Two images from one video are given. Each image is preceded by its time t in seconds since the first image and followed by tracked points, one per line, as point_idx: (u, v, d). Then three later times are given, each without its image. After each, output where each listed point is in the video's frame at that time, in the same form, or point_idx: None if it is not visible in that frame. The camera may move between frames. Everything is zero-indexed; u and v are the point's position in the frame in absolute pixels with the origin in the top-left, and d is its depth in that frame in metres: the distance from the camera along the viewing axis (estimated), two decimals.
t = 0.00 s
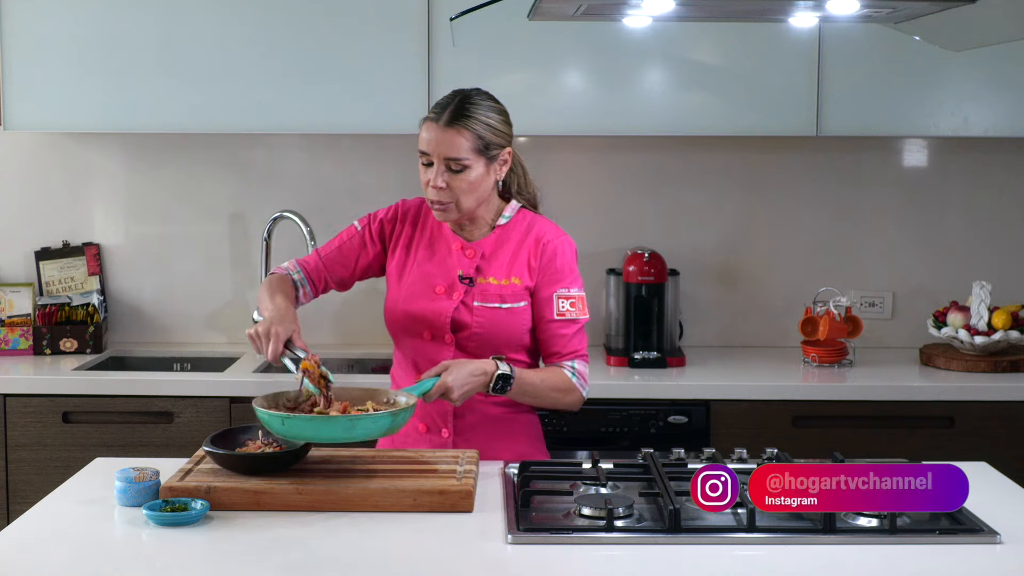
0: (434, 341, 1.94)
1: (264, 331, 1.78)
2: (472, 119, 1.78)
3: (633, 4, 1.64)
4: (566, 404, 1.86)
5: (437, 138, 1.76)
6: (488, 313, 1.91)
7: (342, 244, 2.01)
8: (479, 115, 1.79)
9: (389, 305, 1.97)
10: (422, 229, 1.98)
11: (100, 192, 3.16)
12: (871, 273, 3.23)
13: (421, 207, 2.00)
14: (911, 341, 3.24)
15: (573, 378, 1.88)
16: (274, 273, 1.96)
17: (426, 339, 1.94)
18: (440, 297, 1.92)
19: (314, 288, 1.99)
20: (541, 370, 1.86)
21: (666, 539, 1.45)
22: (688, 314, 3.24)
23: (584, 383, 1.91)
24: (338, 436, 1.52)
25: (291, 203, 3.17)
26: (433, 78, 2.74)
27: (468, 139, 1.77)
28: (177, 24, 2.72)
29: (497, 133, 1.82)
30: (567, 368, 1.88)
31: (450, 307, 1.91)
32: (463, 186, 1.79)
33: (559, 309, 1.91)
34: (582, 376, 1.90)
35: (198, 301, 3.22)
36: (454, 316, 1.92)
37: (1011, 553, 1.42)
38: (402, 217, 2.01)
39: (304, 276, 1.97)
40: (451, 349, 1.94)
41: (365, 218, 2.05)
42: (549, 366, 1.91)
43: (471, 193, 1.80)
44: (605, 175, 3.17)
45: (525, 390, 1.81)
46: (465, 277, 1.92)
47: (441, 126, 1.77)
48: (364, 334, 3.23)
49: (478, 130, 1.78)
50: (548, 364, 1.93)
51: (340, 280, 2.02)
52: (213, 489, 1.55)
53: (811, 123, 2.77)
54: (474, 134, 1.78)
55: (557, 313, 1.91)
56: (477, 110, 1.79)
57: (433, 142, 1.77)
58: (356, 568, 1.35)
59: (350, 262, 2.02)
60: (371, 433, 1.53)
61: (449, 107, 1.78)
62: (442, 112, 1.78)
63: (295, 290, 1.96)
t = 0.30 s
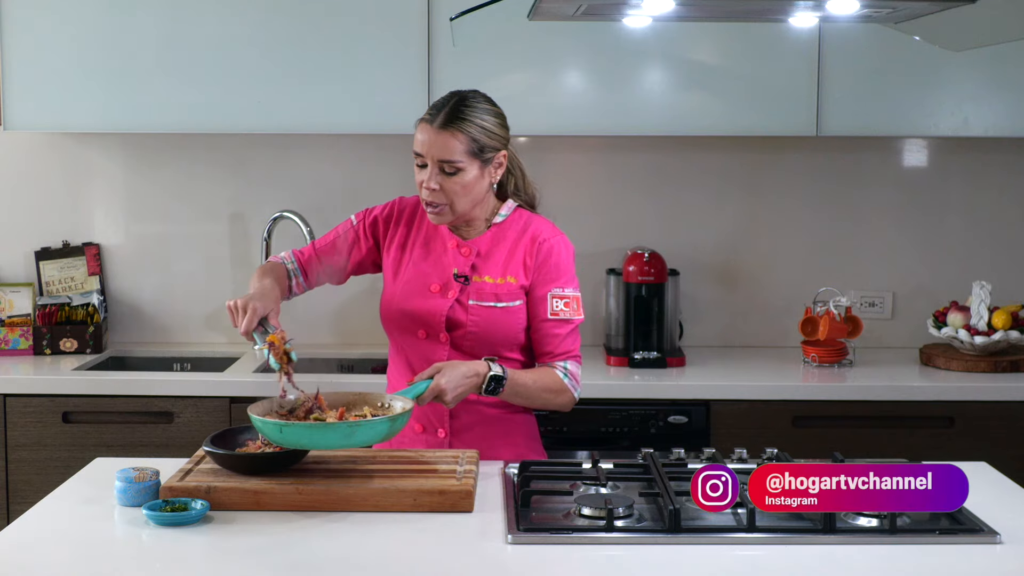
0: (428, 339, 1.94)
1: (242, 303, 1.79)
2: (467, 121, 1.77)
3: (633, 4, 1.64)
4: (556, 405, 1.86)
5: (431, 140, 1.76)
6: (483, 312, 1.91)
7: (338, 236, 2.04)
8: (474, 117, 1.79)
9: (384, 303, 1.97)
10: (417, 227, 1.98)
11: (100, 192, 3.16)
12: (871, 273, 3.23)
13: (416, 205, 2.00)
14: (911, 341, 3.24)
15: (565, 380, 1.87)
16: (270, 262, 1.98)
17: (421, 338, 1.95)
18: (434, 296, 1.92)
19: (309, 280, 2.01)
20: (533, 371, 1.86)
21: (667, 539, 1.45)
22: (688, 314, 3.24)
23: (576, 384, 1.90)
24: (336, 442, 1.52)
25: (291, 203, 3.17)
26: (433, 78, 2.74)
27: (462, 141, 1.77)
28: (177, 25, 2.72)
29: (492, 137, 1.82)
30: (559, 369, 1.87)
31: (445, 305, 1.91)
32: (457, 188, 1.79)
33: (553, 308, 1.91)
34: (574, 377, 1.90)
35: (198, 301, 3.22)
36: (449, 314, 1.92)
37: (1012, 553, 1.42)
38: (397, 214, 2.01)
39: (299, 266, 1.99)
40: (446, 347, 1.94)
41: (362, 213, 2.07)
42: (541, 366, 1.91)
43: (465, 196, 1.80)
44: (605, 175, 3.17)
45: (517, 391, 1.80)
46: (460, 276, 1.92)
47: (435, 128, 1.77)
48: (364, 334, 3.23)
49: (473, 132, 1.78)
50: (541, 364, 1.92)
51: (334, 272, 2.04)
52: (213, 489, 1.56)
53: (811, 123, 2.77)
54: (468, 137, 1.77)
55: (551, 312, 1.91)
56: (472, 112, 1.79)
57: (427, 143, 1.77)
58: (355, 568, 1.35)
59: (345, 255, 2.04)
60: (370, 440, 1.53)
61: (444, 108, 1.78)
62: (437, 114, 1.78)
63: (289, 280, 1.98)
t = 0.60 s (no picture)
0: (428, 340, 1.94)
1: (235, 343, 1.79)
2: (463, 123, 1.77)
3: (633, 4, 1.64)
4: (562, 405, 1.86)
5: (427, 142, 1.76)
6: (484, 313, 1.91)
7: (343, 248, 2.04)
8: (471, 119, 1.78)
9: (385, 305, 1.98)
10: (417, 229, 1.98)
11: (100, 192, 3.16)
12: (871, 273, 3.23)
13: (416, 206, 2.00)
14: (911, 341, 3.24)
15: (569, 379, 1.88)
16: (278, 282, 2.01)
17: (422, 338, 1.95)
18: (435, 297, 1.92)
19: (316, 294, 2.04)
20: (538, 372, 1.86)
21: (667, 539, 1.45)
22: (688, 314, 3.24)
23: (580, 383, 1.91)
24: (361, 463, 1.51)
25: (291, 203, 3.17)
26: (433, 77, 2.74)
27: (458, 143, 1.77)
28: (177, 24, 2.72)
29: (489, 138, 1.81)
30: (564, 369, 1.88)
31: (445, 307, 1.91)
32: (454, 190, 1.79)
33: (557, 308, 1.91)
34: (578, 377, 1.90)
35: (198, 301, 3.22)
36: (449, 315, 1.92)
37: (1011, 553, 1.42)
38: (396, 217, 2.01)
39: (306, 283, 2.02)
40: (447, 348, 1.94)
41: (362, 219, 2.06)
42: (545, 366, 1.91)
43: (462, 197, 1.80)
44: (605, 175, 3.17)
45: (523, 394, 1.80)
46: (460, 276, 1.92)
47: (431, 130, 1.76)
48: (364, 334, 3.23)
49: (469, 134, 1.78)
50: (545, 365, 1.93)
51: (342, 285, 2.06)
52: (213, 490, 1.56)
53: (810, 123, 2.77)
54: (465, 138, 1.77)
55: (553, 313, 1.91)
56: (468, 114, 1.79)
57: (424, 146, 1.77)
58: (356, 568, 1.35)
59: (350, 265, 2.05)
60: (394, 458, 1.53)
61: (440, 110, 1.78)
62: (433, 116, 1.78)
63: (297, 298, 2.01)
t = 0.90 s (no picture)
0: (432, 339, 1.94)
1: (252, 361, 1.74)
2: (463, 123, 1.77)
3: (633, 4, 1.64)
4: (566, 405, 1.86)
5: (427, 142, 1.76)
6: (488, 313, 1.91)
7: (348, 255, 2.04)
8: (472, 119, 1.78)
9: (389, 305, 1.98)
10: (421, 230, 1.98)
11: (100, 192, 3.16)
12: (871, 273, 3.23)
13: (420, 208, 2.00)
14: (911, 340, 3.24)
15: (573, 380, 1.88)
16: (287, 294, 2.02)
17: (425, 338, 1.95)
18: (439, 297, 1.92)
19: (327, 302, 2.05)
20: (542, 373, 1.87)
21: (667, 539, 1.45)
22: (688, 314, 3.24)
23: (585, 385, 1.91)
24: (367, 460, 1.51)
25: (291, 203, 3.17)
26: (433, 77, 2.74)
27: (459, 143, 1.76)
28: (178, 24, 2.72)
29: (490, 138, 1.81)
30: (568, 371, 1.88)
31: (449, 307, 1.91)
32: (455, 190, 1.79)
33: (561, 310, 1.91)
34: (583, 377, 1.91)
35: (198, 301, 3.22)
36: (453, 315, 1.92)
37: (1011, 553, 1.42)
38: (400, 218, 2.01)
39: (315, 292, 2.03)
40: (450, 348, 1.94)
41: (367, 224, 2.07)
42: (550, 367, 1.92)
43: (464, 197, 1.80)
44: (605, 175, 3.17)
45: (527, 395, 1.80)
46: (464, 276, 1.92)
47: (432, 130, 1.76)
48: (364, 334, 3.23)
49: (470, 134, 1.78)
50: (549, 365, 1.93)
51: (351, 291, 2.07)
52: (213, 490, 1.56)
53: (810, 123, 2.77)
54: (465, 138, 1.77)
55: (558, 314, 1.91)
56: (469, 114, 1.79)
57: (425, 146, 1.77)
58: (356, 568, 1.35)
59: (356, 270, 2.05)
60: (400, 456, 1.53)
61: (441, 111, 1.78)
62: (434, 116, 1.78)
63: (308, 308, 2.03)
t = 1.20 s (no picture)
0: (432, 339, 1.94)
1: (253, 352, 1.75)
2: (464, 123, 1.77)
3: (633, 4, 1.64)
4: (567, 406, 1.86)
5: (428, 142, 1.76)
6: (488, 313, 1.91)
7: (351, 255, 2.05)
8: (473, 119, 1.78)
9: (390, 304, 1.98)
10: (422, 230, 1.98)
11: (100, 192, 3.16)
12: (871, 273, 3.23)
13: (422, 208, 2.00)
14: (911, 340, 3.24)
15: (574, 381, 1.88)
16: (291, 293, 2.02)
17: (425, 337, 1.95)
18: (439, 297, 1.93)
19: (331, 303, 2.05)
20: (542, 373, 1.87)
21: (666, 539, 1.45)
22: (688, 314, 3.24)
23: (585, 386, 1.91)
24: (362, 454, 1.51)
25: (291, 203, 3.17)
26: (433, 77, 2.74)
27: (459, 143, 1.76)
28: (177, 24, 2.72)
29: (491, 138, 1.81)
30: (568, 372, 1.88)
31: (449, 306, 1.91)
32: (456, 190, 1.79)
33: (562, 311, 1.91)
34: (582, 378, 1.90)
35: (198, 300, 3.22)
36: (453, 315, 1.92)
37: (1011, 553, 1.42)
38: (402, 218, 2.01)
39: (319, 292, 2.03)
40: (450, 348, 1.94)
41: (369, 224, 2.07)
42: (550, 367, 1.92)
43: (464, 197, 1.80)
44: (605, 175, 3.17)
45: (526, 395, 1.80)
46: (465, 277, 1.92)
47: (432, 130, 1.76)
48: (364, 334, 3.23)
49: (470, 134, 1.78)
50: (549, 366, 1.93)
51: (355, 291, 2.08)
52: (213, 489, 1.56)
53: (810, 123, 2.77)
54: (466, 138, 1.77)
55: (558, 314, 1.91)
56: (470, 114, 1.79)
57: (425, 146, 1.77)
58: (355, 568, 1.35)
59: (358, 270, 2.06)
60: (395, 450, 1.52)
61: (442, 111, 1.78)
62: (435, 116, 1.78)
63: (312, 307, 2.03)
